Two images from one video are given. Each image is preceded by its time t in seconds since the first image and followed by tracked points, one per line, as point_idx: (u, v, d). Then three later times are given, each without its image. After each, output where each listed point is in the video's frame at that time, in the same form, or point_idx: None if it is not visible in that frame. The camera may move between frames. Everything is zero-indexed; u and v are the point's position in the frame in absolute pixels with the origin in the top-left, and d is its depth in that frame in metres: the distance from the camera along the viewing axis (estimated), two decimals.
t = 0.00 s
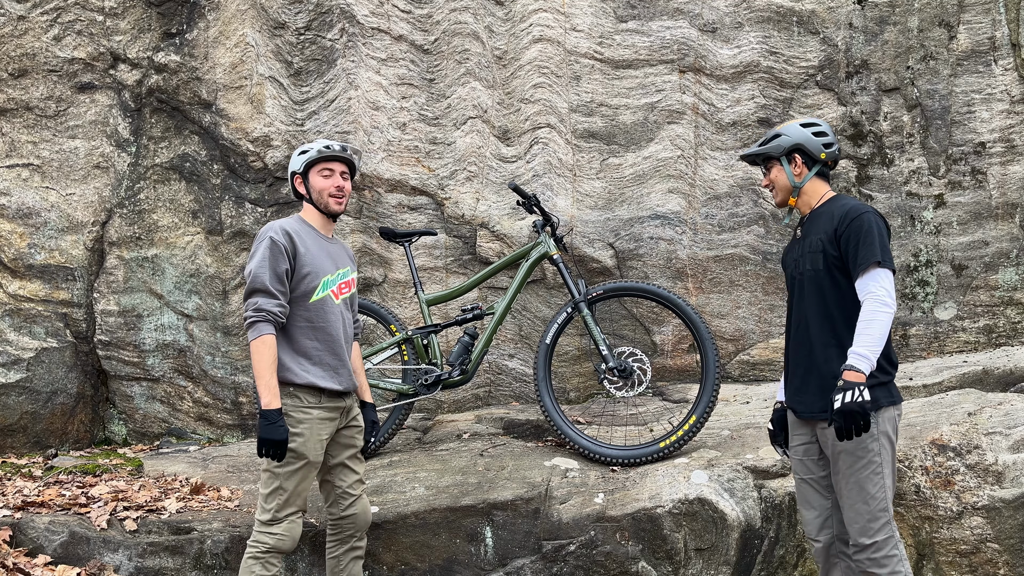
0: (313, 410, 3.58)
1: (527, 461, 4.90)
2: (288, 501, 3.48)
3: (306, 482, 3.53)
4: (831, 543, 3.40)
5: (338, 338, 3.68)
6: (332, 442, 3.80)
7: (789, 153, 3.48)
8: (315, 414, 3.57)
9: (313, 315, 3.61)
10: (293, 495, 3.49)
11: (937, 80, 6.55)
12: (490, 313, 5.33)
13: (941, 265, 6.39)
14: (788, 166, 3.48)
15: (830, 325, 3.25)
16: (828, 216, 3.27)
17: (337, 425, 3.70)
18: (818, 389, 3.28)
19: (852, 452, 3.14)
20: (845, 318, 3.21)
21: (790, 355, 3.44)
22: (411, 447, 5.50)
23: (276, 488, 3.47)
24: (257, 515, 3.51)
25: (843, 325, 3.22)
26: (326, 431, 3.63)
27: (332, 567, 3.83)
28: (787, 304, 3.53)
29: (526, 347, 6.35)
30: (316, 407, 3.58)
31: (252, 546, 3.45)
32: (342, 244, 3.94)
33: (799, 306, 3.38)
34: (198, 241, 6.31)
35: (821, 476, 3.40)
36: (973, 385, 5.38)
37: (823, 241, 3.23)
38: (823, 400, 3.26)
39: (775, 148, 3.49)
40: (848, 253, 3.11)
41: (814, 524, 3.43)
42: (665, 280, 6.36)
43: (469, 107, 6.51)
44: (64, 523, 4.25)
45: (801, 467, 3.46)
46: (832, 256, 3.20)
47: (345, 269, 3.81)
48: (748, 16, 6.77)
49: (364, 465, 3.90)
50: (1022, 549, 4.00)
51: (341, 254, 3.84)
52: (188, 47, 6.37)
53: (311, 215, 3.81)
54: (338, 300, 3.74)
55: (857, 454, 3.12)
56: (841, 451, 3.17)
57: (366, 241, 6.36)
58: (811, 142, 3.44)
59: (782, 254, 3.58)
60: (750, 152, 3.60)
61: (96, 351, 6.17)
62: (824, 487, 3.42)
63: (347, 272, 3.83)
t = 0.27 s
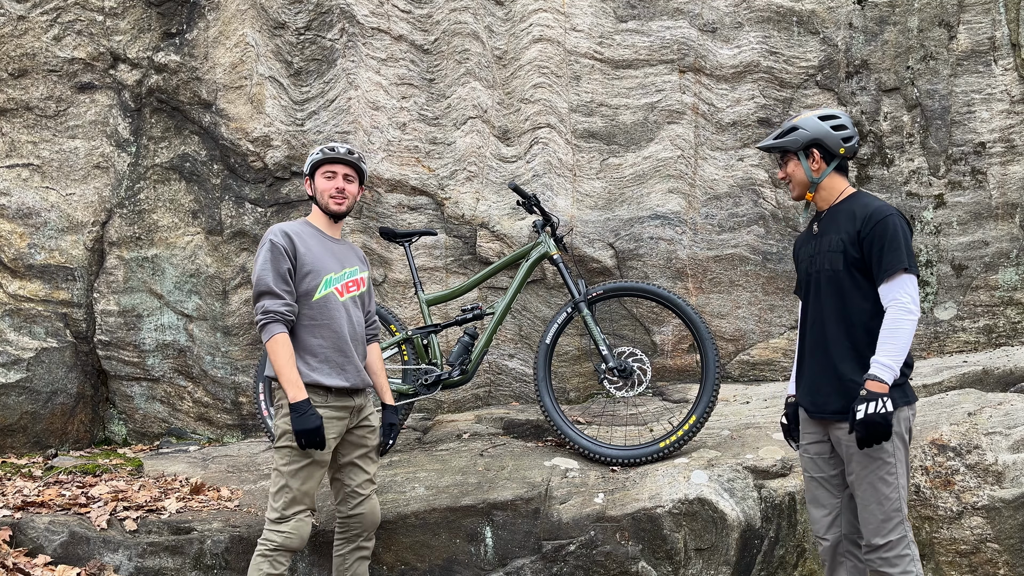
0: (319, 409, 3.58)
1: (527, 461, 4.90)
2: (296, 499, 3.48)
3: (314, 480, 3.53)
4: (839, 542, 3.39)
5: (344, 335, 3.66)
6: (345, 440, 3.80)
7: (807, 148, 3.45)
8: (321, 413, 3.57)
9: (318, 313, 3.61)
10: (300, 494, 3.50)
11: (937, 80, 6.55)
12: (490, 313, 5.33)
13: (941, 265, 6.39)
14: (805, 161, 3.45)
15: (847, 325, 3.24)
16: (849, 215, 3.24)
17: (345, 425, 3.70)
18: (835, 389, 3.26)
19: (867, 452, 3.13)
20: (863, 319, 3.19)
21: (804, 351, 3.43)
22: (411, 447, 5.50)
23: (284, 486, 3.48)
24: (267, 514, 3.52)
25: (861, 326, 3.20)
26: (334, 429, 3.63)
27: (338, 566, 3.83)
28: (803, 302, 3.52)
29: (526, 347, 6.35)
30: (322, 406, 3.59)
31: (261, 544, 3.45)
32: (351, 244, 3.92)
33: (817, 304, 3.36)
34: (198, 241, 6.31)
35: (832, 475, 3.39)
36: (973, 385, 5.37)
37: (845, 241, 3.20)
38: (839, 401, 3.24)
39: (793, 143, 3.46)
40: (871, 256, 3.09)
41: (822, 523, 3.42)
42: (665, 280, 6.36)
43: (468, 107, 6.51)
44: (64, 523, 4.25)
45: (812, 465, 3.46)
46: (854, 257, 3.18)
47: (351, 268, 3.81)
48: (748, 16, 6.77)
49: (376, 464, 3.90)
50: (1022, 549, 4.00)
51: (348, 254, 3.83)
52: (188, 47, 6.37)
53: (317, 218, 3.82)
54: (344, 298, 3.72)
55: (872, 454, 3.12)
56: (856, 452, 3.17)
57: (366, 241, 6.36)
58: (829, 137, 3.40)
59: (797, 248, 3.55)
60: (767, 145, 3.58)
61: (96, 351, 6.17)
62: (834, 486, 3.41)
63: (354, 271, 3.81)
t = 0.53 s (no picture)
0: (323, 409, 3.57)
1: (527, 461, 4.90)
2: (303, 499, 3.48)
3: (319, 480, 3.53)
4: (830, 535, 3.36)
5: (348, 334, 3.65)
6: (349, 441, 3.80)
7: (815, 148, 3.45)
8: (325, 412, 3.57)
9: (322, 312, 3.61)
10: (307, 493, 3.49)
11: (937, 80, 6.55)
12: (490, 313, 5.33)
13: (941, 265, 6.39)
14: (814, 161, 3.45)
15: (861, 326, 3.23)
16: (860, 217, 3.24)
17: (349, 425, 3.70)
18: (848, 390, 3.24)
19: (882, 450, 3.14)
20: (877, 319, 3.18)
21: (819, 354, 3.42)
22: (411, 447, 5.50)
23: (290, 486, 3.48)
24: (275, 514, 3.52)
25: (875, 327, 3.19)
26: (338, 429, 3.63)
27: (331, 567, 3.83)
28: (814, 304, 3.51)
29: (526, 347, 6.35)
30: (326, 406, 3.58)
31: (269, 544, 3.44)
32: (358, 245, 3.92)
33: (830, 306, 3.35)
34: (198, 241, 6.31)
35: (835, 470, 3.38)
36: (973, 385, 5.37)
37: (857, 243, 3.20)
38: (853, 402, 3.22)
39: (801, 143, 3.47)
40: (884, 257, 3.10)
41: (818, 515, 3.39)
42: (665, 279, 6.36)
43: (468, 107, 6.51)
44: (64, 523, 4.25)
45: (814, 459, 3.44)
46: (867, 258, 3.18)
47: (358, 269, 3.81)
48: (748, 16, 6.77)
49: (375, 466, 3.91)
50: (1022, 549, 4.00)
51: (354, 254, 3.83)
52: (188, 47, 6.37)
53: (325, 219, 3.83)
54: (349, 298, 3.72)
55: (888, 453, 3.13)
56: (871, 450, 3.17)
57: (366, 241, 6.36)
58: (839, 137, 3.40)
59: (806, 250, 3.55)
60: (775, 144, 3.58)
61: (96, 351, 6.17)
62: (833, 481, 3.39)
63: (360, 272, 3.81)
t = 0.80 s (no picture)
0: (320, 410, 3.57)
1: (527, 461, 4.90)
2: (295, 500, 3.48)
3: (314, 481, 3.53)
4: (833, 541, 3.37)
5: (347, 335, 3.66)
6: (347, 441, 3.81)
7: (815, 150, 3.46)
8: (322, 413, 3.56)
9: (322, 312, 3.61)
10: (300, 494, 3.49)
11: (937, 80, 6.55)
12: (490, 313, 5.33)
13: (941, 265, 6.39)
14: (813, 163, 3.46)
15: (865, 326, 3.22)
16: (863, 217, 3.25)
17: (347, 426, 3.70)
18: (852, 390, 3.23)
19: (883, 450, 3.15)
20: (881, 319, 3.18)
21: (818, 355, 3.40)
22: (411, 447, 5.50)
23: (283, 486, 3.48)
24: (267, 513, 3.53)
25: (879, 327, 3.19)
26: (336, 431, 3.62)
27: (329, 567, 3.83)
28: (810, 305, 3.50)
29: (526, 347, 6.35)
30: (323, 406, 3.58)
31: (260, 543, 3.46)
32: (358, 246, 3.93)
33: (831, 307, 3.34)
34: (198, 241, 6.31)
35: (833, 474, 3.38)
36: (973, 385, 5.37)
37: (862, 242, 3.21)
38: (857, 403, 3.20)
39: (801, 144, 3.47)
40: (891, 257, 3.10)
41: (818, 521, 3.39)
42: (665, 279, 6.36)
43: (468, 107, 6.51)
44: (64, 523, 4.25)
45: (812, 464, 3.43)
46: (872, 257, 3.18)
47: (358, 270, 3.81)
48: (748, 16, 6.77)
49: (372, 467, 3.90)
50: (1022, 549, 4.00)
51: (354, 255, 3.83)
52: (188, 47, 6.37)
53: (327, 218, 3.83)
54: (348, 299, 3.72)
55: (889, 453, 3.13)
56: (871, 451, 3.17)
57: (366, 241, 6.36)
58: (839, 139, 3.42)
59: (803, 251, 3.54)
60: (774, 145, 3.58)
61: (96, 351, 6.17)
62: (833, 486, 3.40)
63: (359, 273, 3.81)
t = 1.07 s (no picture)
0: (313, 410, 3.56)
1: (527, 461, 4.90)
2: (288, 500, 3.47)
3: (307, 482, 3.52)
4: (825, 544, 3.39)
5: (341, 336, 3.66)
6: (341, 440, 3.81)
7: (798, 155, 3.49)
8: (314, 413, 3.56)
9: (316, 313, 3.60)
10: (293, 495, 3.49)
11: (937, 80, 6.55)
12: (490, 312, 5.32)
13: (941, 265, 6.39)
14: (796, 168, 3.48)
15: (842, 328, 3.23)
16: (842, 221, 3.27)
17: (340, 426, 3.69)
18: (831, 391, 3.23)
19: (862, 450, 3.15)
20: (858, 321, 3.19)
21: (796, 358, 3.40)
22: (411, 447, 5.50)
23: (276, 487, 3.47)
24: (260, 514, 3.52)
25: (856, 328, 3.20)
26: (328, 431, 3.62)
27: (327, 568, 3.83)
28: (789, 309, 3.50)
29: (526, 347, 6.35)
30: (316, 407, 3.57)
31: (253, 545, 3.45)
32: (354, 247, 3.92)
33: (809, 310, 3.35)
34: (198, 241, 6.31)
35: (819, 477, 3.39)
36: (973, 385, 5.37)
37: (839, 246, 3.23)
38: (835, 403, 3.21)
39: (785, 150, 3.50)
40: (868, 260, 3.13)
41: (808, 525, 3.41)
42: (665, 279, 6.36)
43: (469, 107, 6.51)
44: (64, 523, 4.25)
45: (797, 468, 3.44)
46: (849, 261, 3.20)
47: (353, 270, 3.81)
48: (748, 16, 6.77)
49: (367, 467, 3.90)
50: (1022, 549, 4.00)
51: (349, 256, 3.83)
52: (188, 47, 6.37)
53: (323, 217, 3.82)
54: (342, 299, 3.71)
55: (868, 453, 3.14)
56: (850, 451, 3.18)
57: (366, 241, 6.36)
58: (821, 146, 3.47)
59: (782, 257, 3.55)
60: (757, 151, 3.60)
61: (96, 351, 6.17)
62: (820, 489, 3.41)
63: (354, 274, 3.81)
